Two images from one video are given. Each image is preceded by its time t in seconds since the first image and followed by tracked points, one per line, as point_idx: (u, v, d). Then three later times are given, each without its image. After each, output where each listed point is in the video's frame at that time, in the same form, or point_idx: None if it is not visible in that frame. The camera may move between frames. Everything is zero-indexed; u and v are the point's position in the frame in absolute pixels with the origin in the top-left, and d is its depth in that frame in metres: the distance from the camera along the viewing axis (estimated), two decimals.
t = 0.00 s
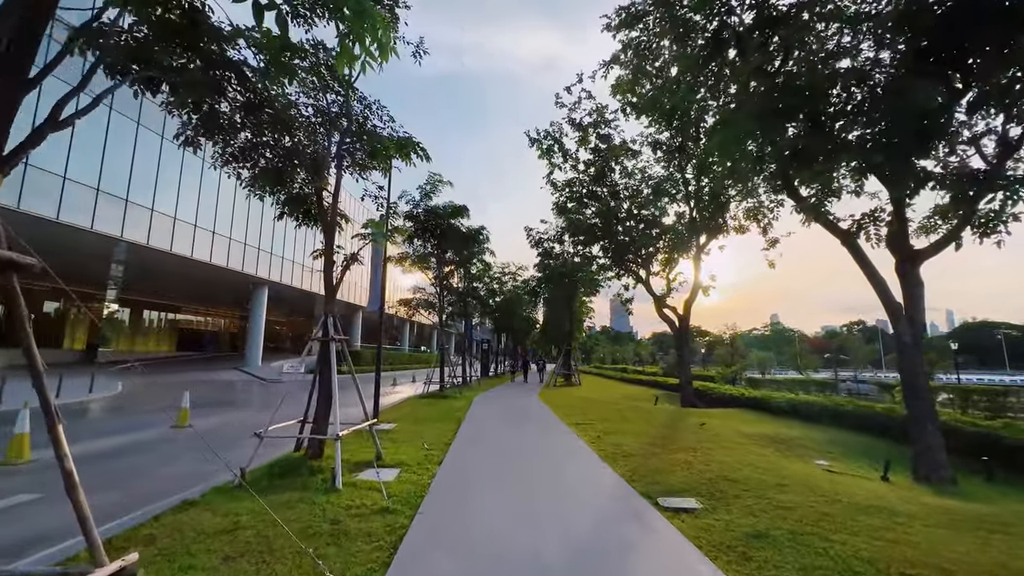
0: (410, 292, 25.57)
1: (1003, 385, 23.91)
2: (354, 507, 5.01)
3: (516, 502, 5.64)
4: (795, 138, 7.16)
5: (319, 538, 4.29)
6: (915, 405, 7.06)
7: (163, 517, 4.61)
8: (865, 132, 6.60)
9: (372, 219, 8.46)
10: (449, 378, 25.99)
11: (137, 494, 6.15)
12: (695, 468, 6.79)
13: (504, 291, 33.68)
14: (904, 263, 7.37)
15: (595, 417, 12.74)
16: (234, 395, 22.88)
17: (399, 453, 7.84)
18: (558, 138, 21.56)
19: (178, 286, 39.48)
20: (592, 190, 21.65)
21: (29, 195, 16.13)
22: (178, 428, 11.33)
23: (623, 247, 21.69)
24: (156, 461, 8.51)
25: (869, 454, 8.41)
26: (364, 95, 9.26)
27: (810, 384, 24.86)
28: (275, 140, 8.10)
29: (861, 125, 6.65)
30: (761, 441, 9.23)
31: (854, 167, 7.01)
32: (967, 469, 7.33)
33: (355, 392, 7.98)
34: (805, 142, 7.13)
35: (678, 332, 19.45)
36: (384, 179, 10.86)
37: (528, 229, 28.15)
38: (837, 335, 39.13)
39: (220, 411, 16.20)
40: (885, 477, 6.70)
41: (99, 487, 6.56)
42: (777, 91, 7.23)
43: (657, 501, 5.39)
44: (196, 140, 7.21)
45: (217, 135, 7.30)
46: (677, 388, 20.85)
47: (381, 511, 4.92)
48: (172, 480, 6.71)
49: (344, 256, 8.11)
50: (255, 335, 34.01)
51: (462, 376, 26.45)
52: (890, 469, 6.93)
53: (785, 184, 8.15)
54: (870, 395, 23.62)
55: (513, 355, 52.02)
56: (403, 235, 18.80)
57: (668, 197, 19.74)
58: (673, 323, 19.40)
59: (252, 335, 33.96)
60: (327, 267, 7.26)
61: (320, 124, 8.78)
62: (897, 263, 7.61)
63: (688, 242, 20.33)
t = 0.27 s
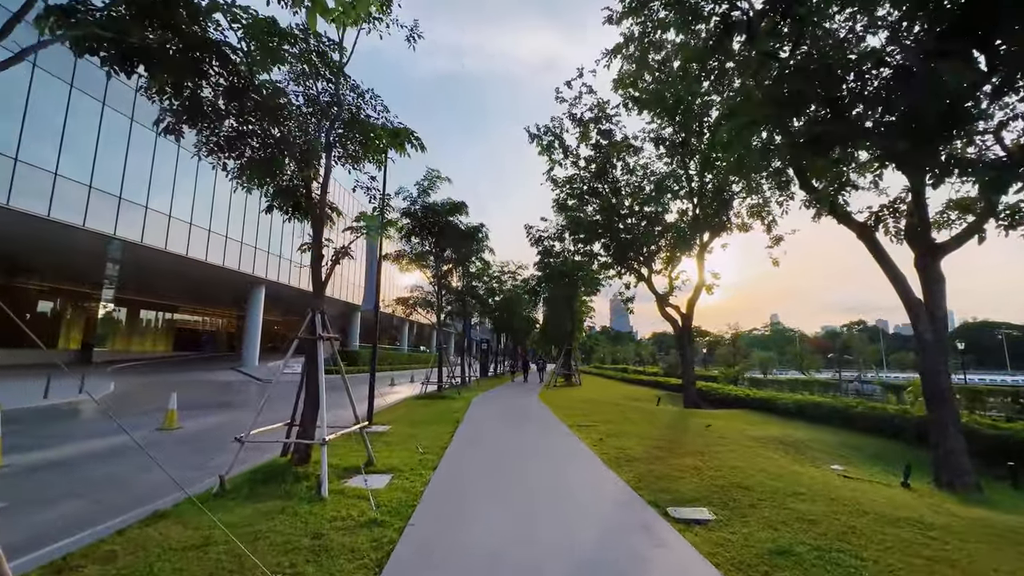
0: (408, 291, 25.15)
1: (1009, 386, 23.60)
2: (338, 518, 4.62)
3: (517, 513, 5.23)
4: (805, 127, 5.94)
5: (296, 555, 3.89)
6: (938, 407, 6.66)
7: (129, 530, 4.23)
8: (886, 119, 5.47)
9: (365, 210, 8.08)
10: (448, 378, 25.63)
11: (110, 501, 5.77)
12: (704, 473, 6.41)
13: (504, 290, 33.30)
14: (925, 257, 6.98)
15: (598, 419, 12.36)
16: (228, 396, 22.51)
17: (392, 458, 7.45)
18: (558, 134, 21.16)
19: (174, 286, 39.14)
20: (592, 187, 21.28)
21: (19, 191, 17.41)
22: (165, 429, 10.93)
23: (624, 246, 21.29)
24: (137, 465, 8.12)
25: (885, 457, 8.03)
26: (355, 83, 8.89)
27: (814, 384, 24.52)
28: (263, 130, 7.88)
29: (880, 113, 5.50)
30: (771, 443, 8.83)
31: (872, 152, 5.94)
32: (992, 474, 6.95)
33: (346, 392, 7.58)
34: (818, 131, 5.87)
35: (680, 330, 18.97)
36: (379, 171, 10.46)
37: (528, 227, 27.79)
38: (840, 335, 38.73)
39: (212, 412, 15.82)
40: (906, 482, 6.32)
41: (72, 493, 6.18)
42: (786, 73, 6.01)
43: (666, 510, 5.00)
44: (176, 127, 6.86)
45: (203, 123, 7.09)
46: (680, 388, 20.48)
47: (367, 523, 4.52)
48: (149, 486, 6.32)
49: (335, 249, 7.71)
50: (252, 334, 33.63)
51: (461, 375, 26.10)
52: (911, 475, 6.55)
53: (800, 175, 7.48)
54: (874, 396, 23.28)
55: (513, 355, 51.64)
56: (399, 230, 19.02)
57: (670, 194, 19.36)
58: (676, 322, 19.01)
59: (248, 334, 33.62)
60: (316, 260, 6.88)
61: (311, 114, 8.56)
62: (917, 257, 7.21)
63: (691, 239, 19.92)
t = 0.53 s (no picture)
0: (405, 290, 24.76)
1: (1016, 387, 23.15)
2: (320, 535, 4.22)
3: (521, 529, 4.76)
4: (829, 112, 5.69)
5: None
6: (965, 412, 6.25)
7: (87, 551, 3.84)
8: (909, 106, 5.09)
9: (356, 203, 7.60)
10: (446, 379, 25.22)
11: (76, 515, 5.34)
12: (716, 482, 6.00)
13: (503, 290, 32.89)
14: (949, 252, 6.57)
15: (600, 421, 11.95)
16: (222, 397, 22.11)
17: (383, 465, 7.02)
18: (559, 130, 20.75)
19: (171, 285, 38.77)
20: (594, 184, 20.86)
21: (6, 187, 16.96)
22: (151, 433, 10.51)
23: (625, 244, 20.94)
24: (116, 472, 7.71)
25: (903, 463, 7.62)
26: (347, 71, 8.44)
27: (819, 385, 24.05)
28: (250, 119, 7.49)
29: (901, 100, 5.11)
30: (783, 448, 8.42)
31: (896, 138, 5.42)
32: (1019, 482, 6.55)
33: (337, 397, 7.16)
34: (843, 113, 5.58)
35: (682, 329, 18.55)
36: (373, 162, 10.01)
37: (528, 225, 27.38)
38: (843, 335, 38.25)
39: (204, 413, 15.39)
40: (931, 492, 5.93)
41: (39, 505, 5.78)
42: (804, 56, 5.54)
43: (679, 525, 4.60)
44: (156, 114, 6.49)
45: (187, 111, 6.79)
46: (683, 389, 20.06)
47: (351, 541, 4.12)
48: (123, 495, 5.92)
49: (323, 244, 7.27)
50: (248, 334, 33.25)
51: (459, 376, 25.66)
52: (935, 483, 6.15)
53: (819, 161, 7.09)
54: (881, 397, 22.79)
55: (513, 355, 51.19)
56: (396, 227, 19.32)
57: (673, 190, 18.93)
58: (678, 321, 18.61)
59: (245, 334, 33.24)
60: (301, 254, 6.45)
61: (301, 104, 8.12)
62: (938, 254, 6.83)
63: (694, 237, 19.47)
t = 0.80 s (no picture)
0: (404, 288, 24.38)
1: None
2: (300, 552, 3.82)
3: (515, 542, 4.35)
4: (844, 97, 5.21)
5: None
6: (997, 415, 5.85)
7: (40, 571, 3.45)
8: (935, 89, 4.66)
9: (347, 193, 7.16)
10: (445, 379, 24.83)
11: (42, 527, 4.95)
12: (731, 490, 5.60)
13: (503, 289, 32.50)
14: (978, 243, 6.14)
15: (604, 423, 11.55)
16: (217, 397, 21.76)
17: (376, 471, 6.62)
18: (559, 125, 20.36)
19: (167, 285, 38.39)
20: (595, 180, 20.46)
21: None
22: (137, 435, 10.09)
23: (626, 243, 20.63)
24: (95, 478, 7.31)
25: (923, 467, 7.24)
26: (339, 57, 8.03)
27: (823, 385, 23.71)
28: (235, 104, 7.07)
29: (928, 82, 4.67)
30: (797, 452, 8.01)
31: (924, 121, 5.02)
32: None
33: (327, 399, 6.75)
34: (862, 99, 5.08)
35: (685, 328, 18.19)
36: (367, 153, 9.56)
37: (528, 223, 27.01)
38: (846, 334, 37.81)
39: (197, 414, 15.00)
40: (960, 499, 5.55)
41: (4, 516, 5.38)
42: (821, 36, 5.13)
43: (695, 540, 4.19)
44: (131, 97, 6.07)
45: (169, 96, 6.41)
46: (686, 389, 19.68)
47: (334, 560, 3.72)
48: (96, 503, 5.53)
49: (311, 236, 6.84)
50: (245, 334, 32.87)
51: (459, 376, 25.28)
52: (965, 491, 5.76)
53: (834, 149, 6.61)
54: (886, 397, 22.46)
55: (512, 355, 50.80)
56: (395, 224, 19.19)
57: (676, 186, 18.54)
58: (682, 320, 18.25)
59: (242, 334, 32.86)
60: (287, 247, 6.06)
61: (291, 91, 7.70)
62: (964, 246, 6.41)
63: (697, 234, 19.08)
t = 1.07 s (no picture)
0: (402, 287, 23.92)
1: None
2: None
3: (513, 558, 3.99)
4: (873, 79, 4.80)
5: None
6: None
7: None
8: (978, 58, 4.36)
9: (338, 184, 6.73)
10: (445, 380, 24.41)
11: None
12: (746, 500, 5.23)
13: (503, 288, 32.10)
14: (1012, 237, 5.71)
15: (608, 426, 11.15)
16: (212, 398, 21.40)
17: (369, 479, 6.23)
18: (560, 121, 19.98)
19: (165, 284, 38.03)
20: (597, 176, 20.06)
21: None
22: (122, 439, 9.70)
23: (629, 240, 20.14)
24: (72, 484, 6.94)
25: (947, 475, 6.83)
26: (331, 43, 7.62)
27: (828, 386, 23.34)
28: (221, 90, 6.72)
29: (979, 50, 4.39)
30: (813, 458, 7.62)
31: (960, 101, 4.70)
32: None
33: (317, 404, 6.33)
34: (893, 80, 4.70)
35: (689, 327, 17.75)
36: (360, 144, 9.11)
37: (528, 221, 26.66)
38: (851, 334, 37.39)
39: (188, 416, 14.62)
40: (995, 512, 5.14)
41: None
42: (842, 18, 4.88)
43: (715, 561, 3.82)
44: (107, 82, 5.74)
45: (147, 82, 6.09)
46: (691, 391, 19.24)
47: None
48: (64, 515, 5.15)
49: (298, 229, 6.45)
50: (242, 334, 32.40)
51: (458, 377, 24.88)
52: (1000, 503, 5.35)
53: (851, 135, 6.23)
54: (892, 398, 22.05)
55: (513, 355, 50.37)
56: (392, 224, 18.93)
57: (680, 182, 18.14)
58: (686, 319, 17.80)
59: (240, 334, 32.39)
60: (272, 241, 5.65)
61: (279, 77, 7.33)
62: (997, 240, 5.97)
63: (701, 232, 18.69)
